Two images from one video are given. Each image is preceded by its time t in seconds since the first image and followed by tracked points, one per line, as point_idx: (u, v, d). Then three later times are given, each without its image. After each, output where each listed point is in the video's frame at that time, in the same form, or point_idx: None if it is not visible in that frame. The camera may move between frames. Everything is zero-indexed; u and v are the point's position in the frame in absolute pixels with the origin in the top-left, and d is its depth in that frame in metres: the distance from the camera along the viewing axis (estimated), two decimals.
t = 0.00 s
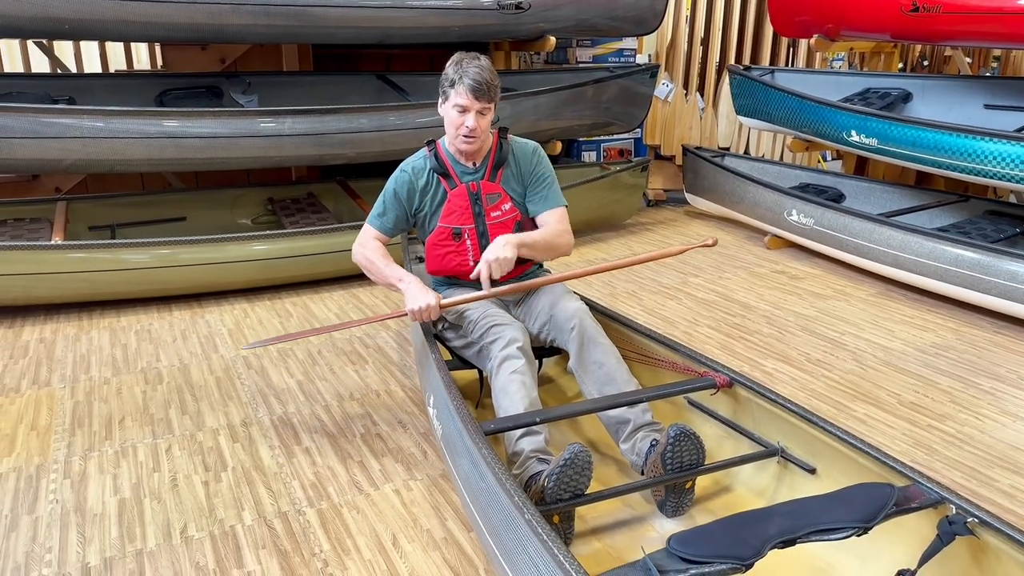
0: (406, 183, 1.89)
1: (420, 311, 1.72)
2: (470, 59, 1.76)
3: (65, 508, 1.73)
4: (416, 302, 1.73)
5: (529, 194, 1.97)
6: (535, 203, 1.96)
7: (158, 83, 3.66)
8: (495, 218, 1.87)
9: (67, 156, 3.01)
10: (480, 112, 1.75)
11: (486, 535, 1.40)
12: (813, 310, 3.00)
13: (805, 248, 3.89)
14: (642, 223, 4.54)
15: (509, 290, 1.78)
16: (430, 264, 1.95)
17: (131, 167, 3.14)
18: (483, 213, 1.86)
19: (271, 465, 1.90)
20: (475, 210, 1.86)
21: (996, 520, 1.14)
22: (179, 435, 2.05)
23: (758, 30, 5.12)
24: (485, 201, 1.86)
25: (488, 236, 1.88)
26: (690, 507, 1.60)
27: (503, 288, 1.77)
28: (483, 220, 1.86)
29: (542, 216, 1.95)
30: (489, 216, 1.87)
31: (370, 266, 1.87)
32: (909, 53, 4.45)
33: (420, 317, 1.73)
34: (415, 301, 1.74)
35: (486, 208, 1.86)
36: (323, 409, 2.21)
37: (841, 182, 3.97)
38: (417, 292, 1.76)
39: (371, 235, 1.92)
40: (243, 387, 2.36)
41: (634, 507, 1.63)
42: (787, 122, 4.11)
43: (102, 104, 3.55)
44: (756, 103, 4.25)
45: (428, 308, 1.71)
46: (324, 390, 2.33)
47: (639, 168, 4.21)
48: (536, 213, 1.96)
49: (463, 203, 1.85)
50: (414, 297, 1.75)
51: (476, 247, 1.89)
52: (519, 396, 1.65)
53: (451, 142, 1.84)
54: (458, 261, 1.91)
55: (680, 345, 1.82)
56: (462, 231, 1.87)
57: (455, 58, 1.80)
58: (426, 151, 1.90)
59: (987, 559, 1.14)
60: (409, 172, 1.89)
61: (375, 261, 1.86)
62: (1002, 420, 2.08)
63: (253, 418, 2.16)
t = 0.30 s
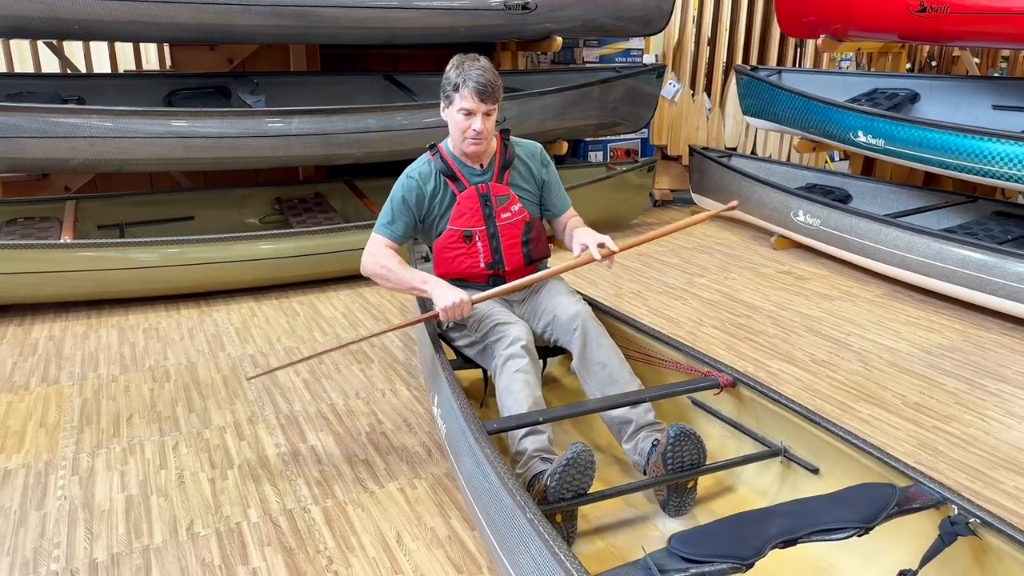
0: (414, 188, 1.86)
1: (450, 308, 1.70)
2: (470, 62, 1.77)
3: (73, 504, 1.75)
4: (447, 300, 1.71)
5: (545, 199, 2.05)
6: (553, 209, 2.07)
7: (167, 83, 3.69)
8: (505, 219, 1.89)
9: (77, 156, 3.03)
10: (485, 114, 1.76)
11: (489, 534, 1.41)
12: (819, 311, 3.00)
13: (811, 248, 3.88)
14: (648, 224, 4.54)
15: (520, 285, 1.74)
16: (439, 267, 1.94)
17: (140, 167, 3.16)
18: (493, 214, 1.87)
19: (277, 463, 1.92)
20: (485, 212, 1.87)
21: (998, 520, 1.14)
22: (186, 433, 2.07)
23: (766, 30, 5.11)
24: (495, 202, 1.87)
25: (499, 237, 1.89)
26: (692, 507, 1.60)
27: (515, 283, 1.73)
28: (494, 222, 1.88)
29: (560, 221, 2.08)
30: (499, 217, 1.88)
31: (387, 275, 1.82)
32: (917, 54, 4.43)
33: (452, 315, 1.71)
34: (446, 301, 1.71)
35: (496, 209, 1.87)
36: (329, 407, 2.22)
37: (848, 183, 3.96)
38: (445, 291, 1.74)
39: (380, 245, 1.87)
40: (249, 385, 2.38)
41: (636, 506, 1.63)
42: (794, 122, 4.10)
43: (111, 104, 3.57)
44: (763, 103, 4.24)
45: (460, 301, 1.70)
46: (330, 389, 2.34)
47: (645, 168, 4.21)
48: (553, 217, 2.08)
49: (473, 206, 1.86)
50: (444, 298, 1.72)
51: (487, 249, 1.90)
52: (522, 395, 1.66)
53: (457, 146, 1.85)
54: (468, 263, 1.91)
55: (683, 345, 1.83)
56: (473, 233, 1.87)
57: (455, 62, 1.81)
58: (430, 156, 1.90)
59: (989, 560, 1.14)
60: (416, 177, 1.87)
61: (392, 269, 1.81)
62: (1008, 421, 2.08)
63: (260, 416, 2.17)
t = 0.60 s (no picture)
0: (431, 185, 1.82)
1: (492, 298, 1.55)
2: (482, 57, 1.79)
3: (79, 500, 1.76)
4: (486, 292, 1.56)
5: (551, 193, 2.07)
6: (558, 203, 2.08)
7: (174, 83, 3.71)
8: (518, 218, 1.89)
9: (83, 155, 3.05)
10: (497, 106, 1.77)
11: (490, 531, 1.42)
12: (823, 311, 3.00)
13: (816, 249, 3.88)
14: (652, 224, 4.54)
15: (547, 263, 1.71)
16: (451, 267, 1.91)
17: (146, 166, 3.18)
18: (506, 213, 1.88)
19: (281, 461, 1.93)
20: (499, 211, 1.87)
21: (998, 521, 1.14)
22: (191, 430, 2.09)
23: (771, 30, 5.10)
24: (507, 201, 1.87)
25: (512, 235, 1.89)
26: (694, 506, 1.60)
27: (547, 254, 1.71)
28: (507, 220, 1.88)
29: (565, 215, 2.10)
30: (512, 216, 1.89)
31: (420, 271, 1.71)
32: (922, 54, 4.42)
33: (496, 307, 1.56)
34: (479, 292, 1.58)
35: (508, 208, 1.88)
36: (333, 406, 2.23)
37: (853, 183, 3.96)
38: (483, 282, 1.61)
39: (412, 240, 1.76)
40: (254, 383, 2.39)
41: (639, 505, 1.64)
42: (799, 122, 4.09)
43: (118, 104, 3.59)
44: (768, 104, 4.24)
45: (503, 290, 1.56)
46: (333, 388, 2.35)
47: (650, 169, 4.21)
48: (558, 211, 2.11)
49: (487, 204, 1.86)
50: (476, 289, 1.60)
51: (501, 248, 1.89)
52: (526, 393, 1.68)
53: (468, 143, 1.84)
54: (482, 262, 1.89)
55: (686, 346, 1.83)
56: (487, 232, 1.87)
57: (466, 60, 1.83)
58: (440, 156, 1.88)
59: (989, 560, 1.15)
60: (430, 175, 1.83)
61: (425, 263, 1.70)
62: (1011, 422, 2.08)
63: (264, 414, 2.18)
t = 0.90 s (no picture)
0: (445, 183, 1.81)
1: (521, 282, 1.52)
2: (500, 58, 1.80)
3: (84, 497, 1.77)
4: (511, 274, 1.54)
5: (556, 182, 2.07)
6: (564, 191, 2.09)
7: (179, 83, 3.72)
8: (529, 217, 1.90)
9: (89, 155, 3.07)
10: (515, 105, 1.76)
11: (494, 530, 1.42)
12: (826, 311, 3.00)
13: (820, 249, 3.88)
14: (656, 223, 4.54)
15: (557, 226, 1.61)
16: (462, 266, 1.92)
17: (152, 166, 3.20)
18: (518, 213, 1.88)
19: (284, 459, 1.94)
20: (511, 210, 1.87)
21: (998, 521, 1.15)
22: (195, 428, 2.10)
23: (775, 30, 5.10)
24: (519, 200, 1.88)
25: (523, 235, 1.90)
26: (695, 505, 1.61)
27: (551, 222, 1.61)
28: (519, 220, 1.88)
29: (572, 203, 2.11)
30: (524, 215, 1.89)
31: (450, 254, 1.72)
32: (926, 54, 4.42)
33: (524, 289, 1.53)
34: (502, 277, 1.57)
35: (520, 207, 1.88)
36: (336, 404, 2.24)
37: (857, 183, 3.95)
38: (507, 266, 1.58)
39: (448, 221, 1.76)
40: (258, 382, 2.40)
41: (640, 504, 1.64)
42: (803, 123, 4.09)
43: (124, 104, 3.61)
44: (773, 104, 4.24)
45: (530, 273, 1.51)
46: (337, 386, 2.36)
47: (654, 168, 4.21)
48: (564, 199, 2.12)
49: (500, 204, 1.85)
50: (499, 275, 1.59)
51: (512, 247, 1.89)
52: (529, 391, 1.68)
53: (482, 141, 1.83)
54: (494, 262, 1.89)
55: (688, 346, 1.83)
56: (500, 232, 1.87)
57: (483, 60, 1.83)
58: (451, 155, 1.87)
59: (988, 560, 1.15)
60: (444, 173, 1.82)
61: (455, 246, 1.71)
62: (1013, 423, 2.07)
63: (267, 413, 2.19)
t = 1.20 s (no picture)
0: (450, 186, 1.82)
1: (518, 290, 1.50)
2: (512, 63, 1.75)
3: (88, 495, 1.79)
4: (509, 283, 1.52)
5: (562, 180, 2.07)
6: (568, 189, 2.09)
7: (184, 84, 3.74)
8: (533, 222, 1.90)
9: (95, 155, 3.09)
10: (524, 114, 1.74)
11: (494, 530, 1.43)
12: (829, 311, 3.00)
13: (823, 249, 3.87)
14: (660, 224, 4.55)
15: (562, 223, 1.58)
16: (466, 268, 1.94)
17: (157, 165, 3.22)
18: (522, 217, 1.88)
19: (287, 457, 1.95)
20: (515, 215, 1.87)
21: (997, 521, 1.15)
22: (199, 427, 2.11)
23: (780, 30, 5.09)
24: (524, 205, 1.88)
25: (527, 240, 1.91)
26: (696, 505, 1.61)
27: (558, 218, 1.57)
28: (523, 225, 1.89)
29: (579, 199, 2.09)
30: (528, 220, 1.89)
31: (455, 257, 1.72)
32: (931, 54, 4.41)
33: (522, 298, 1.51)
34: (500, 285, 1.55)
35: (525, 212, 1.89)
36: (339, 403, 2.25)
37: (861, 184, 3.94)
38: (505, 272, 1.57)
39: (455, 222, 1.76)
40: (261, 381, 2.42)
41: (641, 503, 1.65)
42: (807, 123, 4.09)
43: (129, 104, 3.63)
44: (776, 104, 4.24)
45: (528, 281, 1.49)
46: (340, 385, 2.38)
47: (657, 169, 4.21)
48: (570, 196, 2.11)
49: (504, 208, 1.86)
50: (497, 281, 1.57)
51: (516, 252, 1.91)
52: (530, 390, 1.69)
53: (488, 146, 1.83)
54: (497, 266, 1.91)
55: (690, 346, 1.83)
56: (503, 236, 1.88)
57: (495, 62, 1.79)
58: (458, 156, 1.88)
59: (987, 560, 1.15)
60: (450, 175, 1.83)
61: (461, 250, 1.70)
62: (1016, 423, 2.07)
63: (271, 411, 2.20)
